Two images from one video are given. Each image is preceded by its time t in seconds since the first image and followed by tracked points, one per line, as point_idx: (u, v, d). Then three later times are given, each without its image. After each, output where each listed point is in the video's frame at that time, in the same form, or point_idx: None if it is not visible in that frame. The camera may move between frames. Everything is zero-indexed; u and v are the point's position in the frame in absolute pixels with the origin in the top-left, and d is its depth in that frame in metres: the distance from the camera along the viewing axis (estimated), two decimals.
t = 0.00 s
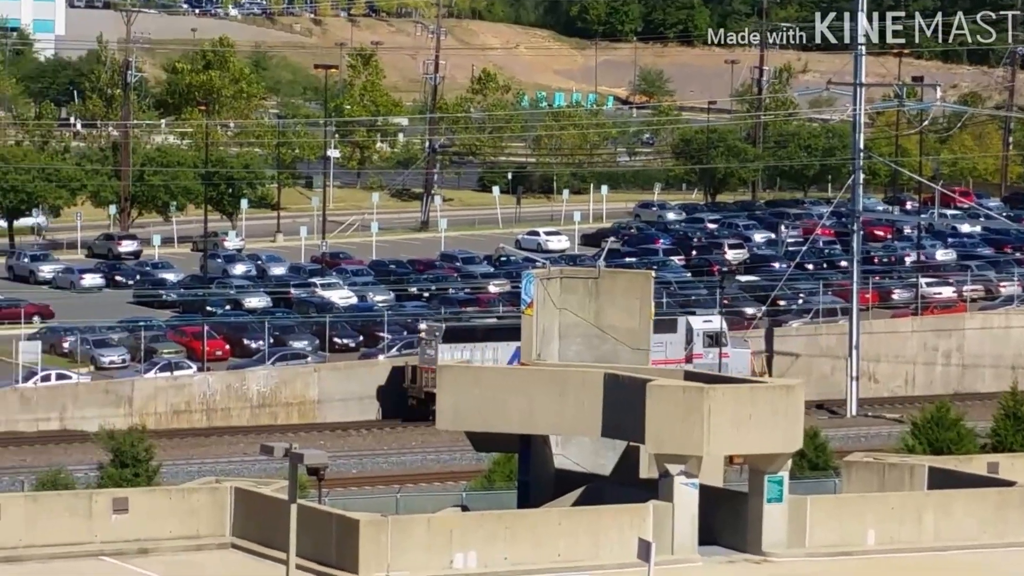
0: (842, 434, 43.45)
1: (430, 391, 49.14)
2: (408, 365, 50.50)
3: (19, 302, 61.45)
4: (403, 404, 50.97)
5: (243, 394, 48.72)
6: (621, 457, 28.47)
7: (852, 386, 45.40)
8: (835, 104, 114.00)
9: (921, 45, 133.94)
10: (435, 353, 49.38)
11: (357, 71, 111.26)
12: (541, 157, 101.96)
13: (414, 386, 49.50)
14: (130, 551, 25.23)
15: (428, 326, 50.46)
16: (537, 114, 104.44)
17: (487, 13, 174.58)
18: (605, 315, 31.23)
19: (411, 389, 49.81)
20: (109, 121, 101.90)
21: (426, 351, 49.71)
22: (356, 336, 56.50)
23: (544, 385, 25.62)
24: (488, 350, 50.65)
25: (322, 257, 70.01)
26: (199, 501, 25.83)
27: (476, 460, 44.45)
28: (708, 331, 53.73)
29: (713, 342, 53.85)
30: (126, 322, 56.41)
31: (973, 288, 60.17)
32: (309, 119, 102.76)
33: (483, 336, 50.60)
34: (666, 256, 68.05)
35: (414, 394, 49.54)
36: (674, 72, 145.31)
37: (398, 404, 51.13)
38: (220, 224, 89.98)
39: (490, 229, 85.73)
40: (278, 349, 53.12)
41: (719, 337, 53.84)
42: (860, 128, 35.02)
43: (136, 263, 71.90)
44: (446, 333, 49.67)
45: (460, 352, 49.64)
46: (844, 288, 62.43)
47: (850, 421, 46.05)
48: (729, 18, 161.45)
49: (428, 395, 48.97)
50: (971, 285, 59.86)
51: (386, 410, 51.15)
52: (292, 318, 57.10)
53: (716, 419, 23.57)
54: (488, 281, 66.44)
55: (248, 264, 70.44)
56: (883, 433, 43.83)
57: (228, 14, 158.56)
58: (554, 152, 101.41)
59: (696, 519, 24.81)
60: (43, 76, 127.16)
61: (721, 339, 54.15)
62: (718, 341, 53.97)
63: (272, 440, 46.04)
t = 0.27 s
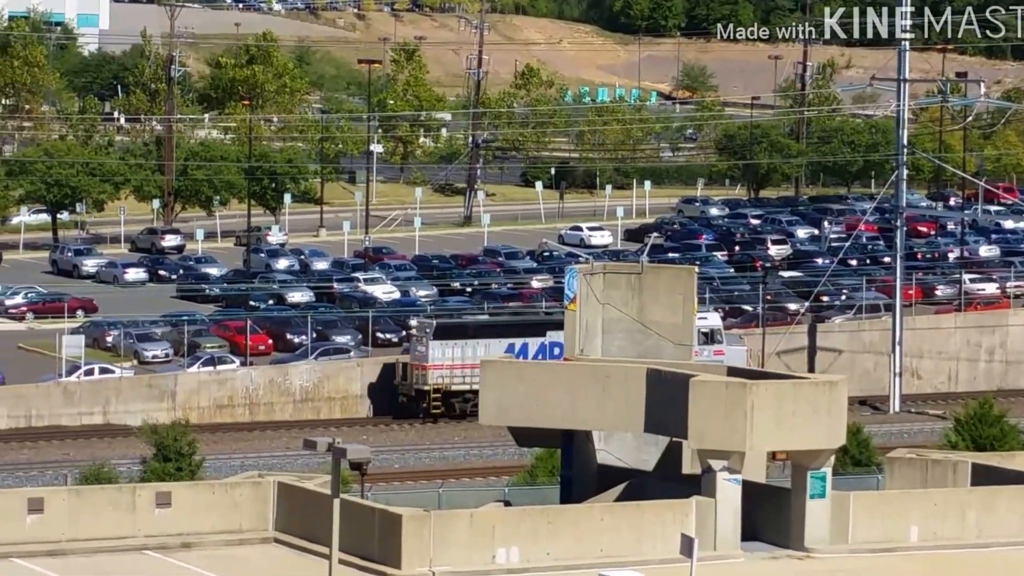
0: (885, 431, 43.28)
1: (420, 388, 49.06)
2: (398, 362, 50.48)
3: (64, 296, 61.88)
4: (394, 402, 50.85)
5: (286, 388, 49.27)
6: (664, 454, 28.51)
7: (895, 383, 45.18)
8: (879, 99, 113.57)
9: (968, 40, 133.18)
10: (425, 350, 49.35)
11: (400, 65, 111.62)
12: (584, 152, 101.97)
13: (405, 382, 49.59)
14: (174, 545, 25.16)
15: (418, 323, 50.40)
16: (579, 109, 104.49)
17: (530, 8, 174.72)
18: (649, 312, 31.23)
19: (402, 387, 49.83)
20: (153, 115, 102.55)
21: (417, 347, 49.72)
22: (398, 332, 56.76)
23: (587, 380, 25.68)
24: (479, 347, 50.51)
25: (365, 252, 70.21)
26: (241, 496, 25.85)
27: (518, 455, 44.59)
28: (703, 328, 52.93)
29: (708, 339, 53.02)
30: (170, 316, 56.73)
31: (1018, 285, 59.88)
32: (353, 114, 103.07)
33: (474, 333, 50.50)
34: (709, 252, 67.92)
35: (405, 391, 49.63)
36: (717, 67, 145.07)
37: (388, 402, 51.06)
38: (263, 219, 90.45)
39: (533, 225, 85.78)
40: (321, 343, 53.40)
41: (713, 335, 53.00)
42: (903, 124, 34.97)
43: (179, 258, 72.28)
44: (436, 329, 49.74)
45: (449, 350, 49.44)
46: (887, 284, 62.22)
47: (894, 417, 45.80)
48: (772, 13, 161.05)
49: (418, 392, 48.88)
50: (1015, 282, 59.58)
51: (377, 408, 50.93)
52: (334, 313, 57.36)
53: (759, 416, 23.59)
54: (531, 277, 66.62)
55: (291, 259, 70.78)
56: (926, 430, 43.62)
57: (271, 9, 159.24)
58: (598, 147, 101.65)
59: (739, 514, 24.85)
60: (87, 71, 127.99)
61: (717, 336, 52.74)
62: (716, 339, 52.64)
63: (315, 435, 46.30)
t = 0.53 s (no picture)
0: (927, 429, 43.16)
1: (408, 387, 48.86)
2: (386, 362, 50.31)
3: (105, 292, 62.33)
4: (383, 404, 50.40)
5: (327, 384, 49.90)
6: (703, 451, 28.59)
7: (936, 381, 45.03)
8: (921, 97, 113.07)
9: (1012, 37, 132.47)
10: (414, 348, 49.59)
11: (441, 62, 111.93)
12: (624, 149, 101.98)
13: (393, 382, 49.29)
14: (215, 541, 25.00)
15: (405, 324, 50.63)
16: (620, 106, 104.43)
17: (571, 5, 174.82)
18: (690, 313, 31.14)
19: (390, 386, 49.59)
20: (195, 112, 103.03)
21: (405, 347, 50.00)
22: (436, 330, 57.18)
23: (627, 377, 25.72)
24: (466, 346, 50.52)
25: (406, 249, 70.40)
26: (282, 492, 25.59)
27: (557, 453, 44.67)
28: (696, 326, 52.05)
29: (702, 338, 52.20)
30: (211, 313, 57.05)
31: None
32: (394, 111, 103.32)
33: (462, 332, 50.58)
34: (749, 249, 67.83)
35: (393, 390, 49.22)
36: (758, 63, 144.66)
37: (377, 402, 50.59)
38: (303, 215, 90.79)
39: (573, 222, 85.84)
40: (361, 340, 53.75)
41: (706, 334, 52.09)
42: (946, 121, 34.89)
43: (221, 254, 72.63)
44: (424, 328, 50.07)
45: (437, 349, 49.69)
46: (929, 282, 62.04)
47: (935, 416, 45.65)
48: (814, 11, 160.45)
49: (406, 391, 48.62)
50: None
51: (366, 408, 50.51)
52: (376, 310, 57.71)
53: (799, 413, 23.58)
54: (571, 273, 66.80)
55: (332, 255, 71.05)
56: (967, 429, 43.47)
57: (312, 6, 159.72)
58: (637, 144, 102.41)
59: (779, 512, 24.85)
60: (129, 68, 128.69)
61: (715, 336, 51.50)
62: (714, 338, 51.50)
63: (355, 432, 46.55)
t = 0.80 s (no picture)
0: (967, 429, 43.00)
1: (393, 388, 48.55)
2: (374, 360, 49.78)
3: (145, 290, 62.76)
4: (366, 402, 50.00)
5: (364, 382, 50.01)
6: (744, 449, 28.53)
7: (974, 382, 44.83)
8: (961, 96, 112.45)
9: None
10: (399, 349, 48.81)
11: (480, 61, 111.99)
12: (663, 149, 101.90)
13: (378, 382, 48.77)
14: (254, 539, 25.15)
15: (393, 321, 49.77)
16: (659, 105, 104.28)
17: (610, 4, 174.62)
18: (729, 313, 31.12)
19: (375, 386, 49.18)
20: (234, 111, 103.46)
21: (391, 346, 49.21)
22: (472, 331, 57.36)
23: (665, 377, 25.73)
24: (452, 346, 49.68)
25: (444, 247, 70.51)
26: (321, 491, 25.63)
27: (594, 452, 44.68)
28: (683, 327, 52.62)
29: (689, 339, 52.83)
30: (250, 312, 57.31)
31: None
32: (432, 110, 103.38)
33: (447, 332, 49.66)
34: (788, 248, 67.62)
35: (378, 390, 48.89)
36: (797, 62, 144.13)
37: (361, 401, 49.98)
38: (342, 214, 91.03)
39: (612, 221, 85.79)
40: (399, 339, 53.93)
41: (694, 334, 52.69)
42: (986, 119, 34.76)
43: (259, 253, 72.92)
44: (410, 327, 49.21)
45: (423, 350, 48.90)
46: (968, 281, 61.76)
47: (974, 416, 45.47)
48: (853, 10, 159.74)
49: (391, 391, 48.38)
50: None
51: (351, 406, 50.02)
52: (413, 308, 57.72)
53: (839, 415, 23.54)
54: (610, 272, 66.84)
55: (370, 254, 71.20)
56: (1006, 429, 43.29)
57: (352, 5, 160.08)
58: (676, 143, 102.25)
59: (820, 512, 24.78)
60: (167, 67, 129.25)
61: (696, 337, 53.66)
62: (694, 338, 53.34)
63: (394, 430, 46.80)
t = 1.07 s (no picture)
0: (1004, 430, 42.98)
1: (376, 389, 48.40)
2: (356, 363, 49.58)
3: (181, 290, 63.11)
4: (348, 404, 49.86)
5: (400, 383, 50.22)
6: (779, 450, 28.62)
7: (1011, 384, 44.76)
8: (998, 97, 111.93)
9: None
10: (382, 350, 48.65)
11: (517, 62, 112.02)
12: (700, 149, 101.81)
13: (361, 384, 48.62)
14: (291, 539, 25.17)
15: (374, 321, 49.63)
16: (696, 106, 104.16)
17: (647, 5, 174.60)
18: (766, 313, 31.03)
19: (357, 388, 48.99)
20: (270, 111, 103.94)
21: (373, 348, 49.05)
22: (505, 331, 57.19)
23: (701, 376, 25.76)
24: (436, 347, 49.55)
25: (481, 248, 70.64)
26: (357, 491, 25.73)
27: (630, 452, 44.78)
28: (669, 329, 53.23)
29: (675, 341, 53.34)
30: (287, 312, 57.67)
31: None
32: (468, 110, 103.50)
33: (431, 334, 49.51)
34: (824, 249, 67.49)
35: (360, 392, 48.74)
36: (833, 63, 143.78)
37: (345, 403, 49.86)
38: (378, 214, 91.38)
39: (649, 221, 85.78)
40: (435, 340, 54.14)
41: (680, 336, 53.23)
42: None
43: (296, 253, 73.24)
44: (392, 328, 49.05)
45: (405, 352, 48.75)
46: (1005, 282, 61.57)
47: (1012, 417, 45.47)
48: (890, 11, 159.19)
49: (374, 393, 48.27)
50: None
51: (333, 409, 49.86)
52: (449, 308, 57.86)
53: (876, 415, 23.55)
54: (646, 273, 66.87)
55: (406, 254, 71.38)
56: None
57: (389, 5, 160.57)
58: (713, 144, 102.03)
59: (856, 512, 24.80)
60: (205, 67, 129.90)
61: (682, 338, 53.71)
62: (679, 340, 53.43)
63: (430, 430, 46.97)
